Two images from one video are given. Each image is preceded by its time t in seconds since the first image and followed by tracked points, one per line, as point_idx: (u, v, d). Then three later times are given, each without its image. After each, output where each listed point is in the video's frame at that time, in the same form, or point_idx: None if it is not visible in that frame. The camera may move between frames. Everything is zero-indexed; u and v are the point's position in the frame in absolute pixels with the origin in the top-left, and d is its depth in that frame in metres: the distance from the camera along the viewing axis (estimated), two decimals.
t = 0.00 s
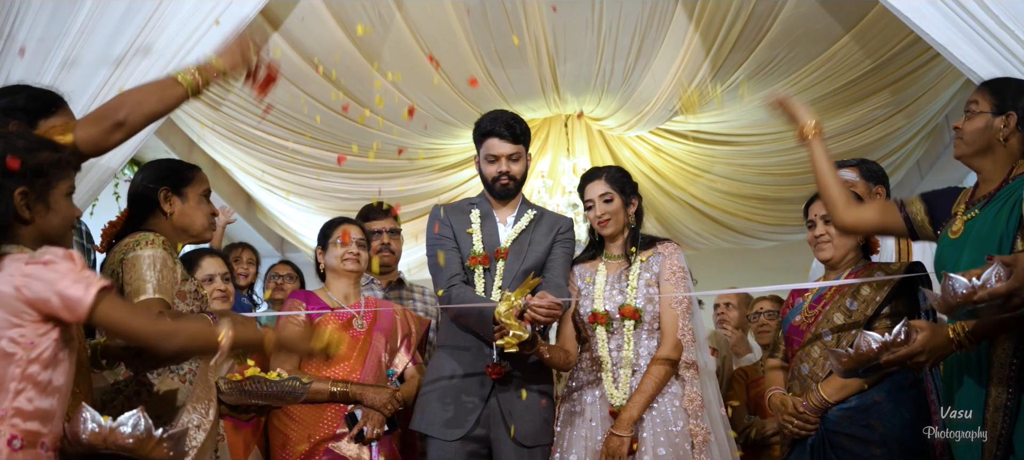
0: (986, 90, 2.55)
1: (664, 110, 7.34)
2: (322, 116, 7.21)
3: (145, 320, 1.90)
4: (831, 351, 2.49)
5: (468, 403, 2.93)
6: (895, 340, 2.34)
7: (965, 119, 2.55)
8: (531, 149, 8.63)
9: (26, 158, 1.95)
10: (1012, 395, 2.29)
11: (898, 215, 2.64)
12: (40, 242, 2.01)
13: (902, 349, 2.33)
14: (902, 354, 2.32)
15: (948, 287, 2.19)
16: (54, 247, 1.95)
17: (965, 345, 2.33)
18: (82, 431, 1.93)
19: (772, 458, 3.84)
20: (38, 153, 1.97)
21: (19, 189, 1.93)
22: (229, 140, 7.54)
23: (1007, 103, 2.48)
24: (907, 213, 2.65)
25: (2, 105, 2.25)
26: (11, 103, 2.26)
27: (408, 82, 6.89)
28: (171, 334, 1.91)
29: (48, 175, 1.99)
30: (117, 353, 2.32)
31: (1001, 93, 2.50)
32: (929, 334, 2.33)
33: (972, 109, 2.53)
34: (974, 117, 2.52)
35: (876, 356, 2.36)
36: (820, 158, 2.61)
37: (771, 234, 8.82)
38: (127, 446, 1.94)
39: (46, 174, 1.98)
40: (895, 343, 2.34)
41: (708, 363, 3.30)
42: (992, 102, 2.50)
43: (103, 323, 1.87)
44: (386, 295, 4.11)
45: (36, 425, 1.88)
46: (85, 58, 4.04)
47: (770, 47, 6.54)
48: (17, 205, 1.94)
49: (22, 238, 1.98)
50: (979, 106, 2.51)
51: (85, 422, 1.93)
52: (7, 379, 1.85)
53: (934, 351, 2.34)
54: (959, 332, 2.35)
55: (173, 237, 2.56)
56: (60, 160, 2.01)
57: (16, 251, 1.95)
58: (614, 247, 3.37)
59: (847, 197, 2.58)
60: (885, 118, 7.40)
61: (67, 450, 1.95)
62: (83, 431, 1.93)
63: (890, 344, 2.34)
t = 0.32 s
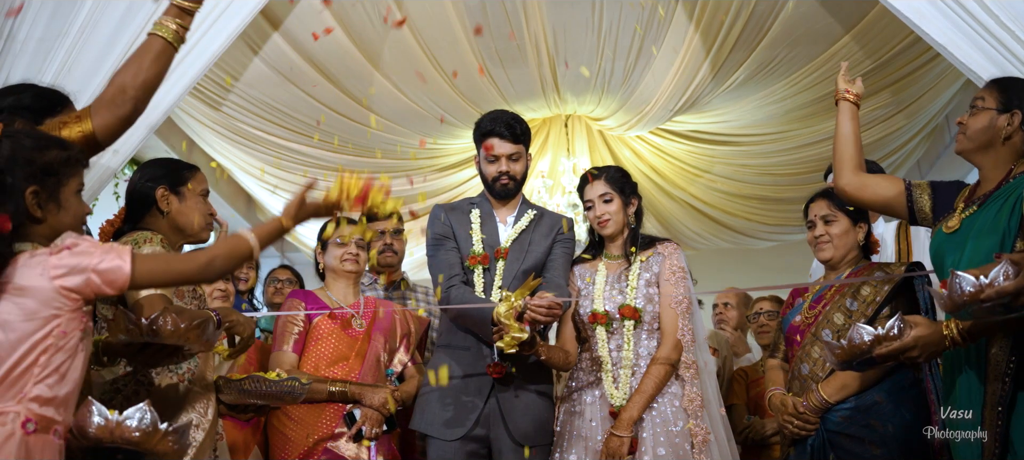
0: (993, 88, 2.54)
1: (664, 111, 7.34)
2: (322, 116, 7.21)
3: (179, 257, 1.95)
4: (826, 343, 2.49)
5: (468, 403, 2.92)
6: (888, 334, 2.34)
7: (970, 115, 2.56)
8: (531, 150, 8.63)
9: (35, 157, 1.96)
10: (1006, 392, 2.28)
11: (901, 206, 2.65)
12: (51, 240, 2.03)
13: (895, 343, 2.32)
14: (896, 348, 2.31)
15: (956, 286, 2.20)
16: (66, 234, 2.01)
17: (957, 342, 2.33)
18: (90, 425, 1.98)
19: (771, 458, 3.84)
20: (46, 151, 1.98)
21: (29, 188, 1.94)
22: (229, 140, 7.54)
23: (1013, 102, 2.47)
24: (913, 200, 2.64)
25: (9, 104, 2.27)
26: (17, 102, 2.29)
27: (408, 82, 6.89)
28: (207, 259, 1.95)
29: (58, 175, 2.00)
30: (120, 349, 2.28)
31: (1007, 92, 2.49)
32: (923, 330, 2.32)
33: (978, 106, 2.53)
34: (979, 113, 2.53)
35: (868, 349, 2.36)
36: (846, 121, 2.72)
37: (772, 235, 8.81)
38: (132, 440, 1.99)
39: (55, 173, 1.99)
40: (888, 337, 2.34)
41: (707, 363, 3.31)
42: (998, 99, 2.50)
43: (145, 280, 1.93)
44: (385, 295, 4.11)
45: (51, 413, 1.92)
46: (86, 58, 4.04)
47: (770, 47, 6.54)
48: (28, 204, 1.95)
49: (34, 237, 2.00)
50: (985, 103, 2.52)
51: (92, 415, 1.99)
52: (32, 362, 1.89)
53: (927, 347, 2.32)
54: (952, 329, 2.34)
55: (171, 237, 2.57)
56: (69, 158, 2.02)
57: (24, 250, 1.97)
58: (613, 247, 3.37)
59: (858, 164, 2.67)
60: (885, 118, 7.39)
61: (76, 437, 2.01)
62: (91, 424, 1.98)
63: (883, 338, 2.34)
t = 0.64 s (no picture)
0: (1000, 87, 2.53)
1: (664, 111, 7.34)
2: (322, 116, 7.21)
3: (177, 274, 1.93)
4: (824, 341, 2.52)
5: (468, 403, 2.92)
6: (885, 332, 2.37)
7: (976, 114, 2.55)
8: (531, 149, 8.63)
9: (37, 157, 1.96)
10: (1005, 394, 2.27)
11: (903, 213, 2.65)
12: (51, 240, 2.02)
13: (891, 341, 2.36)
14: (891, 346, 2.35)
15: (961, 285, 2.20)
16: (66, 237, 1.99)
17: (955, 341, 2.33)
18: (96, 423, 2.00)
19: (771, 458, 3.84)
20: (48, 151, 1.98)
21: (30, 188, 1.94)
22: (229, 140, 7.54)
23: (1020, 102, 2.46)
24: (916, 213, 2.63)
25: (12, 104, 2.28)
26: (21, 102, 2.29)
27: (409, 82, 6.88)
28: (204, 280, 1.92)
29: (59, 174, 1.99)
30: (123, 347, 2.27)
31: (1015, 91, 2.48)
32: (919, 327, 2.36)
33: (985, 105, 2.53)
34: (986, 112, 2.52)
35: (865, 347, 2.39)
36: (832, 143, 2.66)
37: (772, 235, 8.80)
38: (136, 439, 2.01)
39: (56, 173, 1.98)
40: (884, 335, 2.37)
41: (707, 363, 3.31)
42: (1006, 99, 2.49)
43: (140, 295, 1.90)
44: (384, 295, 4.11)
45: (56, 414, 1.94)
46: (85, 57, 4.06)
47: (770, 47, 6.54)
48: (29, 204, 1.95)
49: (34, 237, 1.98)
50: (993, 102, 2.51)
51: (95, 413, 2.00)
52: (32, 364, 1.89)
53: (924, 345, 2.35)
54: (949, 327, 2.35)
55: (169, 236, 2.57)
56: (71, 158, 2.01)
57: (27, 249, 1.96)
58: (613, 247, 3.37)
59: (854, 184, 2.63)
60: (885, 118, 7.39)
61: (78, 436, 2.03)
62: (96, 423, 1.99)
63: (879, 336, 2.37)
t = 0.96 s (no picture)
0: (1005, 87, 2.53)
1: (664, 111, 7.33)
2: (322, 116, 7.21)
3: (141, 342, 1.89)
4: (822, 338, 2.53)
5: (468, 403, 2.92)
6: (879, 330, 2.38)
7: (980, 113, 2.55)
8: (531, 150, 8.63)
9: (34, 158, 1.96)
10: (1005, 395, 2.27)
11: (907, 228, 2.63)
12: (49, 242, 2.01)
13: (886, 339, 2.37)
14: (886, 344, 2.36)
15: (963, 284, 2.21)
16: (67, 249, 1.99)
17: (949, 338, 2.32)
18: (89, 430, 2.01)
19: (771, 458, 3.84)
20: (43, 153, 1.98)
21: (28, 189, 1.94)
22: (229, 140, 7.53)
23: None
24: (920, 229, 2.63)
25: (14, 104, 2.25)
26: (23, 102, 2.27)
27: (409, 82, 6.88)
28: (158, 354, 1.89)
29: (56, 175, 1.99)
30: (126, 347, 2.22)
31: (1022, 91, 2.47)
32: (914, 327, 2.35)
33: (992, 104, 2.52)
34: (992, 111, 2.51)
35: (859, 344, 2.41)
36: (825, 178, 2.57)
37: (772, 235, 8.79)
38: (130, 446, 2.02)
39: (53, 173, 1.98)
40: (879, 332, 2.38)
41: (707, 363, 3.31)
42: (1013, 98, 2.48)
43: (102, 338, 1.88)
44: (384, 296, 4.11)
45: (48, 427, 1.93)
46: (85, 58, 4.14)
47: (770, 47, 6.53)
48: (27, 206, 1.94)
49: (31, 239, 1.98)
50: (999, 101, 2.50)
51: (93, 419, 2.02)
52: (18, 377, 1.89)
53: (919, 343, 2.35)
54: (944, 327, 2.34)
55: (169, 235, 2.57)
56: (67, 160, 2.01)
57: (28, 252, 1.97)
58: (613, 247, 3.37)
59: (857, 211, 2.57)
60: (885, 118, 7.38)
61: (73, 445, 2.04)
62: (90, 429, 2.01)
63: (874, 334, 2.38)
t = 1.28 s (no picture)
0: (1004, 87, 2.53)
1: (664, 111, 7.34)
2: (322, 115, 7.21)
3: (93, 367, 1.86)
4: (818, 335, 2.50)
5: (468, 404, 2.92)
6: (876, 330, 2.38)
7: (980, 114, 2.56)
8: (531, 150, 8.63)
9: (35, 156, 1.96)
10: (1004, 397, 2.27)
11: (918, 247, 2.61)
12: (50, 241, 2.02)
13: (882, 338, 2.37)
14: (882, 343, 2.36)
15: (963, 284, 2.21)
16: (55, 255, 2.00)
17: (944, 339, 2.34)
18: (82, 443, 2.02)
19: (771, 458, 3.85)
20: (44, 150, 1.97)
21: (30, 187, 1.95)
22: (229, 140, 7.53)
23: None
24: (929, 243, 2.62)
25: (14, 104, 2.19)
26: (22, 103, 2.21)
27: (409, 82, 6.89)
28: (98, 385, 1.85)
29: (58, 173, 1.99)
30: (128, 346, 2.22)
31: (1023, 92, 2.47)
32: (910, 325, 2.36)
33: (993, 104, 2.52)
34: (992, 111, 2.51)
35: (856, 343, 2.39)
36: (833, 214, 2.54)
37: (772, 235, 8.79)
38: None
39: (55, 171, 1.98)
40: (875, 332, 2.38)
41: (706, 364, 3.31)
42: (1014, 99, 2.48)
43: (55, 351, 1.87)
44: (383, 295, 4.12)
45: (35, 431, 1.93)
46: (85, 57, 4.16)
47: (770, 47, 6.54)
48: (28, 203, 1.95)
49: (29, 238, 1.99)
50: (1000, 101, 2.50)
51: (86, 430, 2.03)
52: None
53: (916, 342, 2.35)
54: (941, 326, 2.35)
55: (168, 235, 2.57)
56: (67, 158, 2.01)
57: (30, 251, 1.98)
58: (612, 247, 3.37)
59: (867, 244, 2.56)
60: (885, 118, 7.38)
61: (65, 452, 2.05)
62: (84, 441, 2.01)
63: (871, 333, 2.38)
